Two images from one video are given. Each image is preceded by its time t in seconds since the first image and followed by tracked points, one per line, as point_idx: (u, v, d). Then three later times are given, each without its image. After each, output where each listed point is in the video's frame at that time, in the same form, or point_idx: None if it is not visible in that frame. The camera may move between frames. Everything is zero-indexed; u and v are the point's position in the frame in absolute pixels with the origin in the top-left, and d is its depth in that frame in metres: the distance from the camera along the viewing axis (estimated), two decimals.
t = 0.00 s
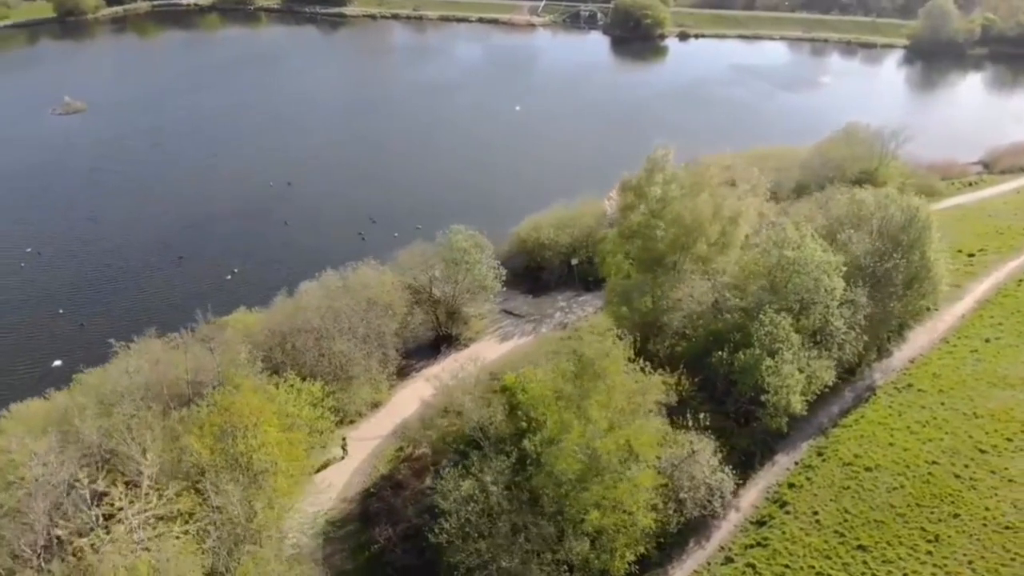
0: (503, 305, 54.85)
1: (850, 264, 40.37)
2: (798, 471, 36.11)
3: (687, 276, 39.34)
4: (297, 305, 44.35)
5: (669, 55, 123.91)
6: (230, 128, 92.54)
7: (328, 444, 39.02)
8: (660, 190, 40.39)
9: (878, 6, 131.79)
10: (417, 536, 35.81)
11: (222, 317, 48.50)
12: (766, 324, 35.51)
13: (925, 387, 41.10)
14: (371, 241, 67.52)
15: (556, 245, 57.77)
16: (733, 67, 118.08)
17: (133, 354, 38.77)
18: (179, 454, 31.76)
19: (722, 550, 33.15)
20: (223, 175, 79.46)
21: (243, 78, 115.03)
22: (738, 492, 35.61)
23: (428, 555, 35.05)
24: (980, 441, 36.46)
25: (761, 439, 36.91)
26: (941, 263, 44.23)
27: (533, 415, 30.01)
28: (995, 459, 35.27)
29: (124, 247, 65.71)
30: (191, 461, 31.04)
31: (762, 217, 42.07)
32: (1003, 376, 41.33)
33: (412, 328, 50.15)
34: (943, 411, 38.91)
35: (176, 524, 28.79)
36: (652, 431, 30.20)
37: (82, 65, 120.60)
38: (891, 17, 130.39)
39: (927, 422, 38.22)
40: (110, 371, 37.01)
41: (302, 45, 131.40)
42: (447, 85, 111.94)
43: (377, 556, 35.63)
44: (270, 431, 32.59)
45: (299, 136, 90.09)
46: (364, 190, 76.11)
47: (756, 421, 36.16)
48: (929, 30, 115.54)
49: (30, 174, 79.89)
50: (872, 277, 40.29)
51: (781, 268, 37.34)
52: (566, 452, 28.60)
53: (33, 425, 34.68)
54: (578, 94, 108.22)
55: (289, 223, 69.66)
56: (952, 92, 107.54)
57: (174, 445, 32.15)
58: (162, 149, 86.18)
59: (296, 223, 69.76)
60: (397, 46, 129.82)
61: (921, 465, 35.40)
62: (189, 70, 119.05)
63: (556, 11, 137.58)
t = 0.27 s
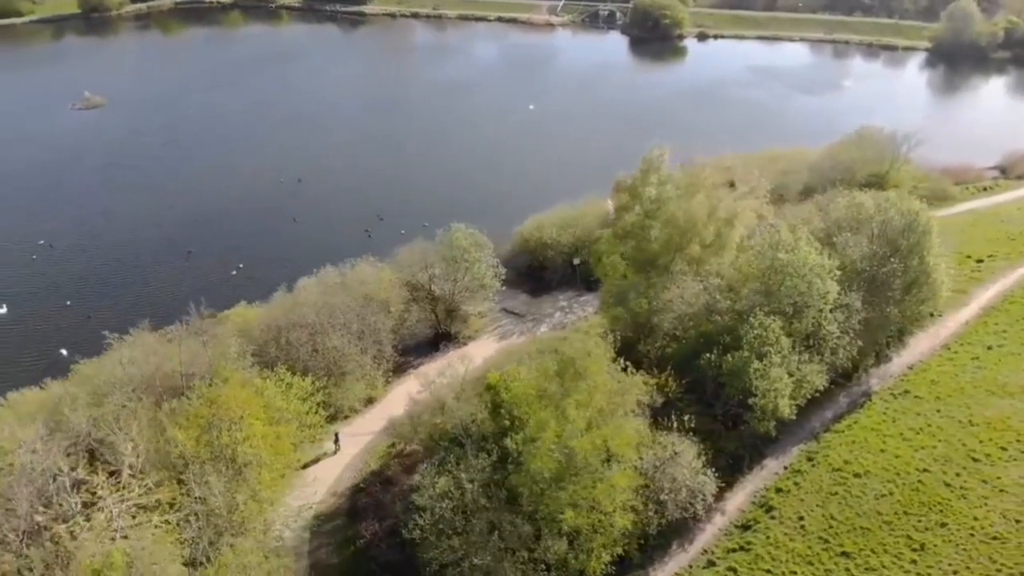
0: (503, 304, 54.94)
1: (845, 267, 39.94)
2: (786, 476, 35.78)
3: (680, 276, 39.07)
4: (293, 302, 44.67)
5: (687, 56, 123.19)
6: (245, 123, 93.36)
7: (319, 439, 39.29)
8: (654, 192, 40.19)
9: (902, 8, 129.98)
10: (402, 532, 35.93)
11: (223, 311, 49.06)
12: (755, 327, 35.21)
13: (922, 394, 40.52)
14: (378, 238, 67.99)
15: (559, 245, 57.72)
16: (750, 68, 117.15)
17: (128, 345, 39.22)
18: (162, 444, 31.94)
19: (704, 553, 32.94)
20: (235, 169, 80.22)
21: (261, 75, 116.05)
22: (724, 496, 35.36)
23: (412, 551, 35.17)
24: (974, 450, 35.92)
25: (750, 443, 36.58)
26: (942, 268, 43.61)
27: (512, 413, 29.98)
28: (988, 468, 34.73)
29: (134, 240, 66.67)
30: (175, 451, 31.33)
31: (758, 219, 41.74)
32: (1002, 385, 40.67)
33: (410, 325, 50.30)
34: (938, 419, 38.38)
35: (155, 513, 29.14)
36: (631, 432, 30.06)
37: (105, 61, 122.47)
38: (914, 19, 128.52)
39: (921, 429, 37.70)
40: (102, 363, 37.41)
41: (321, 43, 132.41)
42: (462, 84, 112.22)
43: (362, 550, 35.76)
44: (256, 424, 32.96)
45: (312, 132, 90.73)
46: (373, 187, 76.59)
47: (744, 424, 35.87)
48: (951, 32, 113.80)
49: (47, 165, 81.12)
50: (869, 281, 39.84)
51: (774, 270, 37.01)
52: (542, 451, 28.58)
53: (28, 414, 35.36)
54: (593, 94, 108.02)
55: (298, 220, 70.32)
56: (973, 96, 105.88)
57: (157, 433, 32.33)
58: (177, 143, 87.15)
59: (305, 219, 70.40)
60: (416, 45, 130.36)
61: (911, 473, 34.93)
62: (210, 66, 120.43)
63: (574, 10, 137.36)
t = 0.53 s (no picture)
0: (504, 304, 54.97)
1: (837, 272, 39.88)
2: (773, 481, 35.43)
3: (672, 279, 38.92)
4: (290, 297, 44.96)
5: (706, 56, 122.39)
6: (259, 117, 94.02)
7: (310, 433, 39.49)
8: (649, 192, 39.91)
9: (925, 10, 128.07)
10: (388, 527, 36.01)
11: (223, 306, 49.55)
12: (745, 329, 34.94)
13: (918, 401, 39.93)
14: (384, 235, 68.39)
15: (562, 246, 57.74)
16: (769, 70, 116.15)
17: (122, 336, 39.59)
18: (147, 435, 32.20)
19: (686, 557, 32.73)
20: (246, 161, 80.85)
21: (280, 72, 117.03)
22: (710, 499, 35.11)
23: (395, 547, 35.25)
24: (968, 458, 35.34)
25: (738, 446, 36.24)
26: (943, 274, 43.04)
27: (493, 412, 29.99)
28: (980, 477, 34.16)
29: (143, 233, 67.55)
30: (159, 441, 31.70)
31: (755, 221, 41.35)
32: (1001, 393, 40.01)
33: (410, 322, 50.25)
34: (933, 425, 37.82)
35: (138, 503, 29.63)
36: (611, 432, 30.08)
37: (129, 57, 124.35)
38: (938, 21, 126.55)
39: (914, 436, 37.18)
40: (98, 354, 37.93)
41: (341, 40, 133.39)
42: (477, 83, 112.48)
43: (348, 545, 35.96)
44: (243, 416, 33.12)
45: (325, 126, 91.24)
46: (383, 183, 77.02)
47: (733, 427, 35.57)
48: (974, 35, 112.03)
49: (64, 157, 82.33)
50: (861, 287, 39.79)
51: (765, 273, 36.75)
52: (520, 449, 28.56)
53: (22, 401, 35.95)
54: (608, 94, 107.76)
55: (306, 215, 70.87)
56: (995, 100, 104.14)
57: (143, 424, 32.63)
58: (191, 135, 87.98)
59: (313, 214, 70.93)
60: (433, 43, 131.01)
61: (902, 480, 34.45)
62: (231, 63, 121.86)
63: (594, 10, 137.12)
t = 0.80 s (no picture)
0: (505, 302, 54.96)
1: (834, 275, 39.53)
2: (762, 484, 35.20)
3: (668, 280, 38.57)
4: (288, 293, 45.21)
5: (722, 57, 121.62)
6: (272, 114, 94.89)
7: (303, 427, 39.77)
8: (644, 192, 39.76)
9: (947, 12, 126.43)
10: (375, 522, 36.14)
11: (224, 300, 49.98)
12: (735, 331, 34.74)
13: (914, 406, 39.50)
14: (389, 233, 68.87)
15: (565, 245, 57.63)
16: (784, 71, 115.24)
17: (120, 328, 40.09)
18: (135, 424, 32.69)
19: (670, 558, 32.61)
20: (256, 158, 81.63)
21: (295, 69, 117.91)
22: (697, 501, 34.94)
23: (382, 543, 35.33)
24: (960, 465, 34.93)
25: (728, 448, 36.04)
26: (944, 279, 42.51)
27: (478, 409, 30.06)
28: (972, 485, 33.74)
29: (152, 228, 68.45)
30: (147, 431, 32.12)
31: (751, 222, 41.05)
32: (999, 400, 39.50)
33: (410, 319, 50.30)
34: (927, 432, 37.38)
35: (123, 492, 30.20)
36: (593, 432, 30.06)
37: (149, 53, 125.81)
38: (960, 23, 124.87)
39: (908, 442, 36.76)
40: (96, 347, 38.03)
41: (357, 39, 134.08)
42: (491, 81, 112.77)
43: (337, 539, 35.96)
44: (231, 410, 33.54)
45: (336, 124, 91.94)
46: (389, 181, 77.54)
47: (721, 429, 35.32)
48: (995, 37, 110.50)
49: (79, 151, 83.53)
50: (858, 291, 39.48)
51: (758, 275, 36.52)
52: (500, 447, 28.58)
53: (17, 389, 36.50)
54: (621, 94, 107.49)
55: (313, 212, 71.48)
56: (1015, 103, 102.56)
57: (132, 413, 33.12)
58: (204, 130, 88.98)
59: (319, 212, 71.54)
60: (448, 42, 131.31)
61: (892, 486, 34.09)
62: (247, 60, 122.93)
63: (611, 10, 136.77)
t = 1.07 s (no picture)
0: (506, 301, 54.94)
1: (829, 278, 39.18)
2: (749, 487, 34.91)
3: (661, 280, 38.38)
4: (285, 288, 45.56)
5: (741, 58, 120.64)
6: (288, 111, 95.81)
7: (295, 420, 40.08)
8: (639, 193, 39.61)
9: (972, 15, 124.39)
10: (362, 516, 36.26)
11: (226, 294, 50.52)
12: (723, 333, 34.49)
13: (909, 413, 38.94)
14: (395, 230, 69.37)
15: (568, 245, 57.50)
16: (804, 72, 114.07)
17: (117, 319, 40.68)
18: (124, 414, 33.16)
19: (651, 559, 32.46)
20: (269, 154, 82.50)
21: (314, 67, 118.88)
22: (682, 503, 34.75)
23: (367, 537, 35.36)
24: (952, 473, 34.40)
25: (716, 450, 35.80)
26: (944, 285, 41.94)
27: (460, 406, 30.12)
28: (962, 494, 33.21)
29: (162, 222, 69.44)
30: (134, 421, 32.56)
31: (748, 225, 40.72)
32: (997, 408, 38.84)
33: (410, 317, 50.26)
34: (921, 439, 36.87)
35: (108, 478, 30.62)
36: (571, 431, 30.06)
37: (172, 49, 127.48)
38: (985, 26, 122.77)
39: (900, 449, 36.28)
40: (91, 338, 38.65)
41: (377, 37, 134.82)
42: (506, 81, 112.96)
43: (326, 530, 35.73)
44: (219, 403, 34.02)
45: (350, 122, 92.66)
46: (399, 179, 78.05)
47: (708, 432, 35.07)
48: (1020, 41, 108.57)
49: (97, 144, 84.94)
50: (853, 295, 39.09)
51: (750, 277, 36.23)
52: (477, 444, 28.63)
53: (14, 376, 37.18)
54: (636, 94, 107.05)
55: (321, 208, 72.15)
56: None
57: (122, 403, 33.57)
58: (220, 126, 90.12)
59: (328, 208, 72.20)
60: (466, 41, 131.57)
61: (881, 492, 33.66)
62: (267, 57, 124.10)
63: (631, 10, 136.24)
